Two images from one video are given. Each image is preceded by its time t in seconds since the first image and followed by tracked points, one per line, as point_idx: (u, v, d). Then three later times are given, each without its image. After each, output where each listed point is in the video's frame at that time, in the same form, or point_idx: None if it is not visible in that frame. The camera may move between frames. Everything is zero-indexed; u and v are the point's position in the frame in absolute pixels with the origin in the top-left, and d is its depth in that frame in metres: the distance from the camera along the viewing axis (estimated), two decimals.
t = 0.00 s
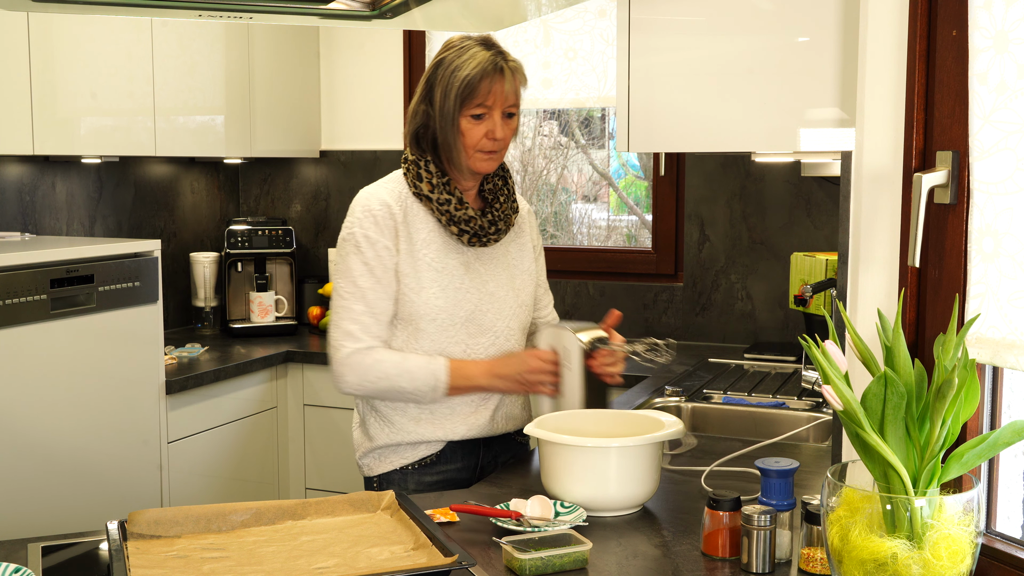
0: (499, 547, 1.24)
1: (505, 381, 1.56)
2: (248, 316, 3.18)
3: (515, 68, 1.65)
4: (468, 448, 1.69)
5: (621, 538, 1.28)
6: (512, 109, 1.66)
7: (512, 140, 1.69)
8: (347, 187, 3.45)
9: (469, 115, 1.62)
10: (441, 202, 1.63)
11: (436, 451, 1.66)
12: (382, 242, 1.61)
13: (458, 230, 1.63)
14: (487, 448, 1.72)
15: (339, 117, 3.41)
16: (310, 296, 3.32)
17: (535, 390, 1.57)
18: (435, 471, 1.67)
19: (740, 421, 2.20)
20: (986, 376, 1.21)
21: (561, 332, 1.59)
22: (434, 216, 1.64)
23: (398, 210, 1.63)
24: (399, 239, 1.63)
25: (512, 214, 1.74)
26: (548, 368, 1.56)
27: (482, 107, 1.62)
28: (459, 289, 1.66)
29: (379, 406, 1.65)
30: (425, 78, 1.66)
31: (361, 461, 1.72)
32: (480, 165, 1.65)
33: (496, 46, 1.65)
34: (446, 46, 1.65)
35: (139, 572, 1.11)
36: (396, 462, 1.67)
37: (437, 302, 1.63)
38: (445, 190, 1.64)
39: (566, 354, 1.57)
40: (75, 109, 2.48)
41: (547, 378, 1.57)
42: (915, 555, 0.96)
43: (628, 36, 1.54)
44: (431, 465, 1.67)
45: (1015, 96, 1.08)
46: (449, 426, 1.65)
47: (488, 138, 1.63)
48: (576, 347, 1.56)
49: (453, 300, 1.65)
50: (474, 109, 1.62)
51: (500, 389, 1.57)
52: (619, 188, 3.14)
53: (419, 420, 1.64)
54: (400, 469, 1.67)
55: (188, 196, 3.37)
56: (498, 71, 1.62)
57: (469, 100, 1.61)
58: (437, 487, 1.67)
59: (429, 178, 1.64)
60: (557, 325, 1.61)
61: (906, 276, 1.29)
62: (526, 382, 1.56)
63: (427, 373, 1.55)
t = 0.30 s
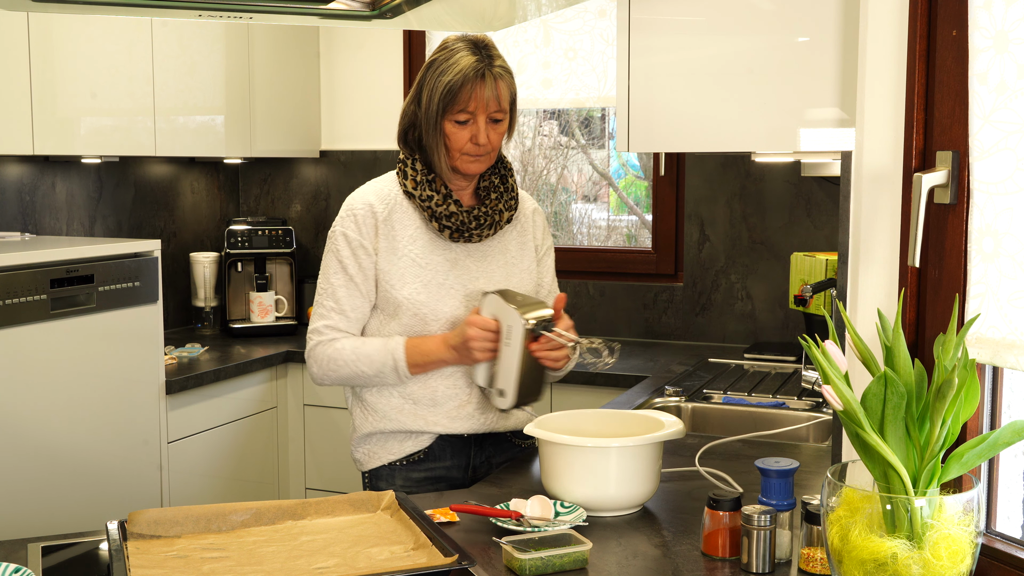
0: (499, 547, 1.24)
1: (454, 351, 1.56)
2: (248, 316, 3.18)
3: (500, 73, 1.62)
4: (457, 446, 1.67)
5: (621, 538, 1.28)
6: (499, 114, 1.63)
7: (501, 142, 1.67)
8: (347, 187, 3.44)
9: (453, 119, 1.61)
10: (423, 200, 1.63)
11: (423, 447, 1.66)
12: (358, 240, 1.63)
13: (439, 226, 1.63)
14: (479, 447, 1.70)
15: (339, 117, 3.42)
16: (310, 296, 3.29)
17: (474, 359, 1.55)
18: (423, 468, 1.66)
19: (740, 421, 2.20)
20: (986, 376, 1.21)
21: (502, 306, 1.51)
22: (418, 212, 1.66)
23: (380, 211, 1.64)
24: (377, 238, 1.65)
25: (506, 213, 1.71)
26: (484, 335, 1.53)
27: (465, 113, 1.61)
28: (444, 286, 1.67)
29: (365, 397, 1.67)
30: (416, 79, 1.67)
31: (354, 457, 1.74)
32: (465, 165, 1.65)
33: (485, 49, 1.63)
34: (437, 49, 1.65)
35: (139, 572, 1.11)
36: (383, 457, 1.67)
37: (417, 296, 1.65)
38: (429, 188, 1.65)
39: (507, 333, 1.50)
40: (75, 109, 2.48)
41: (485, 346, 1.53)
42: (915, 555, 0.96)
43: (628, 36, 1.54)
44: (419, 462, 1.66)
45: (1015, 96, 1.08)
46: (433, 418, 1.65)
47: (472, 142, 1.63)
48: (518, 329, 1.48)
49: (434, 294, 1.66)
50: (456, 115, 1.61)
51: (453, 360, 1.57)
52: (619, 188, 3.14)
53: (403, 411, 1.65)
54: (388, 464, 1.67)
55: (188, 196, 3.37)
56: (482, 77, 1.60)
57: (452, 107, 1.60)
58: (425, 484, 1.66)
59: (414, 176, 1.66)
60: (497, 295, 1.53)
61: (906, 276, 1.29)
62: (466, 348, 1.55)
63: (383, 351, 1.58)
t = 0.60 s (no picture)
0: (499, 547, 1.24)
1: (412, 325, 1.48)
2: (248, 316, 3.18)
3: (503, 70, 1.62)
4: (445, 445, 1.66)
5: (621, 538, 1.28)
6: (502, 112, 1.63)
7: (505, 141, 1.66)
8: (348, 187, 3.44)
9: (456, 117, 1.61)
10: (420, 196, 1.64)
11: (410, 445, 1.65)
12: (353, 230, 1.64)
13: (431, 223, 1.64)
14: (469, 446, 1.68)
15: (339, 117, 3.42)
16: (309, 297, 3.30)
17: (428, 337, 1.45)
18: (410, 465, 1.66)
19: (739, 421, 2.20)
20: (986, 376, 1.21)
21: (485, 308, 1.40)
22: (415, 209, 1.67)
23: (376, 205, 1.66)
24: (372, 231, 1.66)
25: (505, 213, 1.69)
26: (445, 316, 1.43)
27: (468, 111, 1.61)
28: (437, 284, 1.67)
29: (357, 391, 1.69)
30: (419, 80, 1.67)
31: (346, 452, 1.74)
32: (466, 165, 1.65)
33: (487, 49, 1.63)
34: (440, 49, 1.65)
35: (139, 572, 1.11)
36: (371, 453, 1.67)
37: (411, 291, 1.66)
38: (427, 185, 1.65)
39: (484, 338, 1.40)
40: (75, 109, 2.48)
41: (446, 331, 1.43)
42: (915, 555, 0.96)
43: (628, 36, 1.54)
44: (406, 458, 1.66)
45: (1015, 96, 1.08)
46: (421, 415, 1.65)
47: (475, 140, 1.62)
48: (499, 341, 1.37)
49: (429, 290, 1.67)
50: (459, 114, 1.61)
51: (409, 331, 1.48)
52: (619, 188, 3.14)
53: (393, 406, 1.66)
54: (376, 460, 1.67)
55: (188, 196, 3.37)
56: (484, 74, 1.60)
57: (454, 105, 1.60)
58: (412, 481, 1.66)
59: (413, 172, 1.67)
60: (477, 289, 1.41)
61: (907, 276, 1.29)
62: (422, 324, 1.45)
63: (346, 323, 1.55)
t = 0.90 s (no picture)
0: (499, 547, 1.24)
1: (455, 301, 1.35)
2: (248, 316, 3.18)
3: (510, 72, 1.61)
4: (442, 446, 1.66)
5: (621, 538, 1.28)
6: (511, 114, 1.62)
7: (516, 142, 1.65)
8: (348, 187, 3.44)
9: (464, 121, 1.60)
10: (433, 190, 1.63)
11: (407, 446, 1.65)
12: (372, 201, 1.62)
13: (446, 220, 1.64)
14: (468, 446, 1.68)
15: (340, 117, 3.42)
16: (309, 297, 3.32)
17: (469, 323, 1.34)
18: (406, 465, 1.66)
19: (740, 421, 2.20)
20: (986, 376, 1.21)
21: (545, 331, 1.36)
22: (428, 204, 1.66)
23: (393, 189, 1.66)
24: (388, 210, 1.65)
25: (514, 216, 1.69)
26: (499, 318, 1.33)
27: (476, 114, 1.60)
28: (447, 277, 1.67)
29: (355, 387, 1.68)
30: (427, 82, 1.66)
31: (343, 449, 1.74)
32: (476, 167, 1.64)
33: (494, 51, 1.62)
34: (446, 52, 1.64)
35: (139, 572, 1.11)
36: (368, 453, 1.67)
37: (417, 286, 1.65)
38: (440, 181, 1.64)
39: (530, 360, 1.35)
40: (75, 109, 2.48)
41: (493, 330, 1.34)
42: (915, 555, 0.96)
43: (628, 36, 1.54)
44: (403, 459, 1.66)
45: (1015, 96, 1.08)
46: (419, 416, 1.64)
47: (485, 143, 1.61)
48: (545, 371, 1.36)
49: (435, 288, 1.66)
50: (467, 117, 1.60)
51: (448, 302, 1.35)
52: (619, 188, 3.14)
53: (392, 405, 1.66)
54: (372, 461, 1.67)
55: (188, 196, 3.37)
56: (491, 78, 1.59)
57: (462, 109, 1.59)
58: (408, 482, 1.66)
59: (425, 169, 1.65)
60: (544, 307, 1.35)
61: (906, 276, 1.29)
62: (469, 308, 1.33)
63: (375, 270, 1.39)
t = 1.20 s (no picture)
0: (499, 547, 1.24)
1: (475, 306, 1.35)
2: (248, 316, 3.18)
3: (530, 70, 1.61)
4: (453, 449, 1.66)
5: (621, 538, 1.28)
6: (525, 112, 1.63)
7: (526, 143, 1.66)
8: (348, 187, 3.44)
9: (480, 117, 1.60)
10: (447, 190, 1.62)
11: (419, 449, 1.64)
12: (387, 194, 1.60)
13: (459, 219, 1.62)
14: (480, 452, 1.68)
15: (340, 117, 3.42)
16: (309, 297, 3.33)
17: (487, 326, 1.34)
18: (416, 469, 1.65)
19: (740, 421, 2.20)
20: (986, 376, 1.21)
21: (561, 351, 1.35)
22: (439, 203, 1.65)
23: (405, 184, 1.64)
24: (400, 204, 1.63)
25: (523, 215, 1.71)
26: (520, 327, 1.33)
27: (493, 110, 1.60)
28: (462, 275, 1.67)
29: (364, 391, 1.66)
30: (442, 77, 1.66)
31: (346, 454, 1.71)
32: (488, 165, 1.64)
33: (513, 48, 1.62)
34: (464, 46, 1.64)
35: (139, 572, 1.11)
36: (378, 458, 1.65)
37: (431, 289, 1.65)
38: (452, 179, 1.64)
39: (542, 377, 1.34)
40: (75, 108, 2.48)
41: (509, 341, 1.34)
42: (915, 555, 0.96)
43: (628, 36, 1.54)
44: (413, 463, 1.65)
45: (1015, 96, 1.08)
46: (433, 419, 1.64)
47: (499, 141, 1.62)
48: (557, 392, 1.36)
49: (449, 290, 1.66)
50: (483, 113, 1.60)
51: (467, 306, 1.36)
52: (619, 188, 3.14)
53: (405, 407, 1.65)
54: (382, 465, 1.65)
55: (188, 196, 3.37)
56: (512, 74, 1.59)
57: (479, 104, 1.59)
58: (419, 487, 1.64)
59: (438, 167, 1.64)
60: (564, 326, 1.35)
61: (906, 276, 1.29)
62: (491, 315, 1.34)
63: (394, 264, 1.38)
